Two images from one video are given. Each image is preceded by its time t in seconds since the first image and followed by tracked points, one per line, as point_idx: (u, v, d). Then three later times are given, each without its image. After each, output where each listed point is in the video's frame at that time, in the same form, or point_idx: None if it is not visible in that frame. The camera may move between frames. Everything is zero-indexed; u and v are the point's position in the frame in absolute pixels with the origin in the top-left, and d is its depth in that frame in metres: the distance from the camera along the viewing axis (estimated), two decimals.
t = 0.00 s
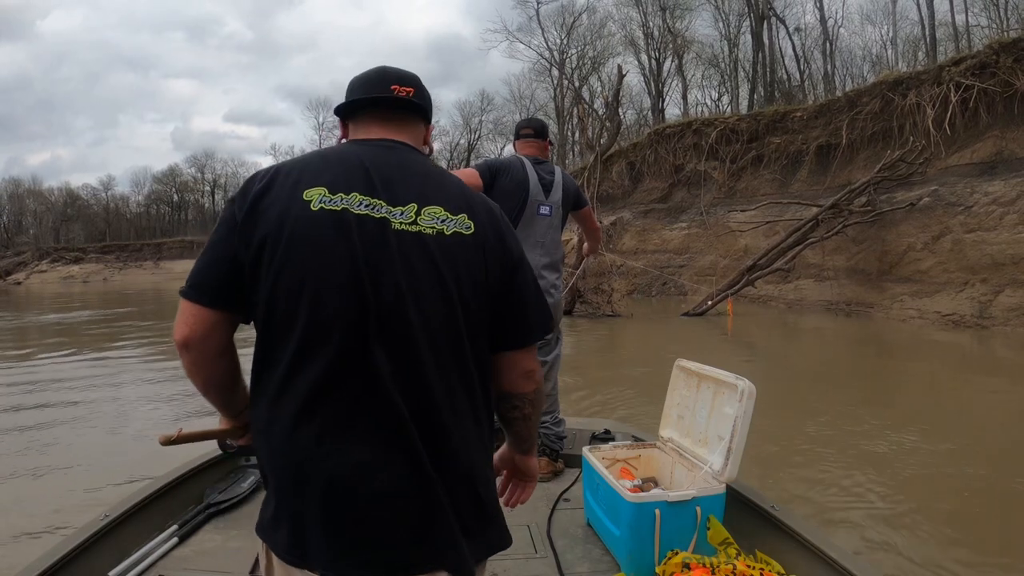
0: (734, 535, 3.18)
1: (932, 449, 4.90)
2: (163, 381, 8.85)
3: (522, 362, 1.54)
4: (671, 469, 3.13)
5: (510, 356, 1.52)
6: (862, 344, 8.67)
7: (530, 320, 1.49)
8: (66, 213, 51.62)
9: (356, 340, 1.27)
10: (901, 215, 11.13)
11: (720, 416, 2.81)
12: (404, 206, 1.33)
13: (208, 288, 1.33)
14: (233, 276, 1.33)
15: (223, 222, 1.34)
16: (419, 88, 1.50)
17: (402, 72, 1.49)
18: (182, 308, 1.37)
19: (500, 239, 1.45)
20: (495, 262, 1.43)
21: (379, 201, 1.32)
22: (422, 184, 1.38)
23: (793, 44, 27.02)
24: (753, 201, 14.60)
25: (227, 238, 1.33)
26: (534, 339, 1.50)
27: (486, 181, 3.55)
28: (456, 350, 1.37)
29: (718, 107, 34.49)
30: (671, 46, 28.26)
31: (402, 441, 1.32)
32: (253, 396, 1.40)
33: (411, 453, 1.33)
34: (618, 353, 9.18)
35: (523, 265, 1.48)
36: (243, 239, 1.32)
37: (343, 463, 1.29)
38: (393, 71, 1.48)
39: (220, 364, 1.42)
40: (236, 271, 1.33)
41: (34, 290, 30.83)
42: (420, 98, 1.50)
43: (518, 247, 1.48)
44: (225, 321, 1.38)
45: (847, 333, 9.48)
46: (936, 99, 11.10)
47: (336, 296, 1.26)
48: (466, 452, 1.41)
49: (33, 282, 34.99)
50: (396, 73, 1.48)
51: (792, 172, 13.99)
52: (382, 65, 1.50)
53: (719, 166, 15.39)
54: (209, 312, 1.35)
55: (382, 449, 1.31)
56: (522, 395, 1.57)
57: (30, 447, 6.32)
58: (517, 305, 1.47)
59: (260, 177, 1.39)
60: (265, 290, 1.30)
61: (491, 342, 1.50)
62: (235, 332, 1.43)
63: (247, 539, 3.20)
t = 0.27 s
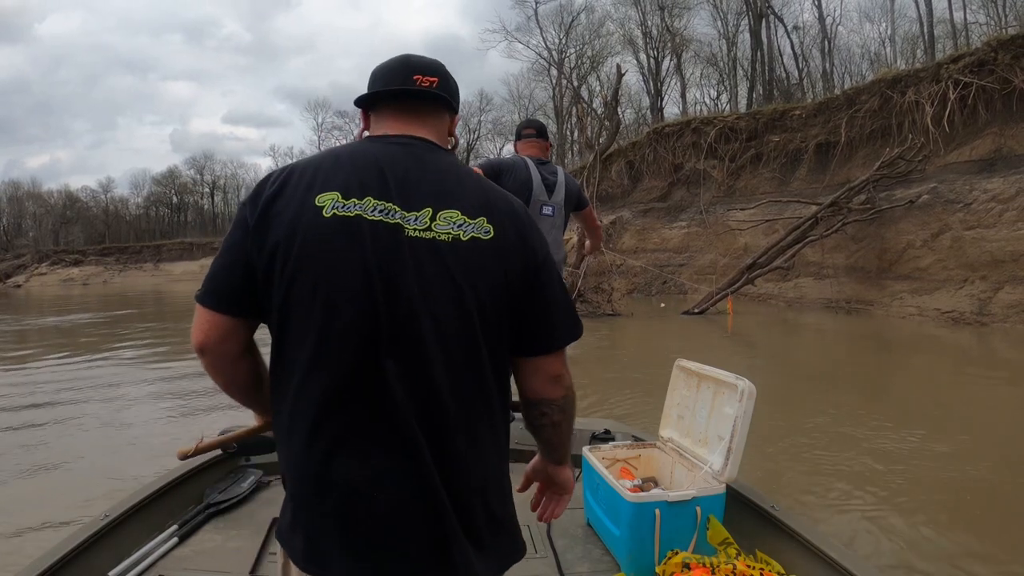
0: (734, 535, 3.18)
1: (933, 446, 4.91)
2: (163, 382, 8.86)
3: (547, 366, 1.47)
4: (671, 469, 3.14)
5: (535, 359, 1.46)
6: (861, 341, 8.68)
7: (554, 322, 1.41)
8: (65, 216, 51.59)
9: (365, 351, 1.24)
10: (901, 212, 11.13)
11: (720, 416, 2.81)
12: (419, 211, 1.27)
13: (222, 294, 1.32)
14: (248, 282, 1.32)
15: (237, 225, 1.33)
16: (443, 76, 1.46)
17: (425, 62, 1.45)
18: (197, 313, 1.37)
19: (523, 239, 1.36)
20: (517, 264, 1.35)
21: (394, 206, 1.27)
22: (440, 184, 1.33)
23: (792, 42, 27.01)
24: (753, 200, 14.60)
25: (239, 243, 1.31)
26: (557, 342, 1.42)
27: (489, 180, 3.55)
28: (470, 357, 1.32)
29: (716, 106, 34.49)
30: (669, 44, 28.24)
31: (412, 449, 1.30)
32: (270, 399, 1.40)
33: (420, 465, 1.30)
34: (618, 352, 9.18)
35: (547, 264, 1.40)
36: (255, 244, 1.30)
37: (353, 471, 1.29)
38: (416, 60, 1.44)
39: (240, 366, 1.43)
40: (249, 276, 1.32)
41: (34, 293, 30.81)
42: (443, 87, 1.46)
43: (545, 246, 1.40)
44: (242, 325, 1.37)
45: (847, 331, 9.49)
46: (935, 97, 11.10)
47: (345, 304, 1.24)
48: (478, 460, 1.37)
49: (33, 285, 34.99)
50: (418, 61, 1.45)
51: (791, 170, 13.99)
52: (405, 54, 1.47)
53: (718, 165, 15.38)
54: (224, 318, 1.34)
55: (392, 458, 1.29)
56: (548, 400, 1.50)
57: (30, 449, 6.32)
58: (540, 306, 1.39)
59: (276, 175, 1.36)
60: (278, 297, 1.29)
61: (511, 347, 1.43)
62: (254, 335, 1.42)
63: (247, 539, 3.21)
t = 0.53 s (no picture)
0: (734, 535, 3.19)
1: (932, 445, 4.92)
2: (162, 382, 8.85)
3: (565, 371, 1.42)
4: (671, 469, 3.14)
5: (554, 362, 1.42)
6: (861, 341, 8.68)
7: (570, 323, 1.37)
8: (64, 215, 51.49)
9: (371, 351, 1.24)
10: (900, 212, 11.12)
11: (720, 416, 2.81)
12: (429, 212, 1.27)
13: (233, 293, 1.34)
14: (258, 281, 1.33)
15: (248, 223, 1.34)
16: (456, 71, 1.44)
17: (437, 59, 1.44)
18: (209, 309, 1.38)
19: (539, 237, 1.33)
20: (531, 263, 1.32)
21: (405, 206, 1.27)
22: (452, 183, 1.31)
23: (791, 42, 27.01)
24: (752, 199, 14.60)
25: (249, 242, 1.32)
26: (574, 343, 1.38)
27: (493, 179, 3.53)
28: (479, 358, 1.29)
29: (716, 105, 34.48)
30: (669, 44, 28.20)
31: (418, 451, 1.29)
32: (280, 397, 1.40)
33: (426, 467, 1.30)
34: (617, 351, 9.18)
35: (563, 262, 1.36)
36: (265, 243, 1.31)
37: (357, 471, 1.29)
38: (428, 57, 1.44)
39: (251, 362, 1.45)
40: (260, 275, 1.33)
41: (33, 293, 30.77)
42: (457, 80, 1.44)
43: (562, 245, 1.36)
44: (252, 322, 1.39)
45: (847, 330, 9.49)
46: (934, 96, 11.10)
47: (353, 304, 1.24)
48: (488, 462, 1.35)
49: (32, 285, 34.94)
50: (431, 57, 1.44)
51: (791, 169, 13.99)
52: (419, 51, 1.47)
53: (718, 165, 15.37)
54: (234, 315, 1.36)
55: (398, 459, 1.29)
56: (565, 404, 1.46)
57: (29, 450, 6.32)
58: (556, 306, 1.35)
59: (288, 173, 1.37)
60: (286, 297, 1.30)
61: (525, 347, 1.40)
62: (265, 332, 1.44)
63: (247, 539, 3.21)
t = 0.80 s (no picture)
0: (734, 535, 3.19)
1: (931, 445, 4.93)
2: (161, 381, 8.85)
3: (577, 380, 1.35)
4: (671, 469, 3.14)
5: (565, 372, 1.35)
6: (860, 341, 8.69)
7: (581, 328, 1.29)
8: (63, 214, 51.40)
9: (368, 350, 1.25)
10: (900, 212, 11.13)
11: (720, 416, 2.81)
12: (436, 211, 1.25)
13: (245, 284, 1.37)
14: (267, 273, 1.36)
15: (261, 215, 1.36)
16: (480, 72, 1.44)
17: (459, 62, 1.44)
18: (222, 298, 1.42)
19: (550, 240, 1.26)
20: (539, 267, 1.25)
21: (410, 205, 1.26)
22: (458, 182, 1.28)
23: (791, 42, 27.00)
24: (752, 199, 14.60)
25: (258, 236, 1.34)
26: (587, 355, 1.31)
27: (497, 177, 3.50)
28: (478, 359, 1.26)
29: (715, 105, 34.50)
30: (669, 44, 28.19)
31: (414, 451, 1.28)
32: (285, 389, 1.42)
33: (420, 470, 1.29)
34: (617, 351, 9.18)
35: (577, 262, 1.28)
36: (274, 235, 1.32)
37: (353, 468, 1.29)
38: (452, 60, 1.45)
39: (258, 350, 1.46)
40: (268, 270, 1.35)
41: (32, 292, 30.74)
42: (480, 83, 1.43)
43: (577, 250, 1.29)
44: (260, 312, 1.41)
45: (846, 330, 9.50)
46: (933, 97, 11.09)
47: (353, 301, 1.25)
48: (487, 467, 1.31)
49: (31, 284, 34.91)
50: (455, 59, 1.45)
51: (791, 169, 14.00)
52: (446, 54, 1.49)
53: (717, 164, 15.36)
54: (244, 304, 1.39)
55: (393, 459, 1.28)
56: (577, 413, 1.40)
57: (28, 450, 6.32)
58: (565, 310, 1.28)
59: (303, 167, 1.39)
60: (290, 292, 1.31)
61: (532, 354, 1.35)
62: (275, 322, 1.45)
63: (248, 539, 3.21)
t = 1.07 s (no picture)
0: (734, 534, 3.19)
1: (930, 444, 4.95)
2: (159, 382, 8.84)
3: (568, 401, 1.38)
4: (671, 469, 3.14)
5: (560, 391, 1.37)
6: (858, 340, 8.70)
7: (576, 350, 1.32)
8: (61, 214, 51.28)
9: (362, 346, 1.25)
10: (897, 212, 11.15)
11: (720, 416, 2.81)
12: (443, 216, 1.25)
13: (253, 268, 1.38)
14: (272, 259, 1.36)
15: (271, 200, 1.37)
16: (501, 82, 1.41)
17: (480, 68, 1.42)
18: (229, 277, 1.43)
19: (553, 259, 1.27)
20: (538, 284, 1.26)
21: (417, 205, 1.26)
22: (465, 188, 1.28)
23: (789, 41, 27.01)
24: (750, 199, 14.61)
25: (267, 217, 1.35)
26: (582, 375, 1.34)
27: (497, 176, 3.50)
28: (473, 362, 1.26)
29: (714, 105, 34.53)
30: (667, 43, 28.19)
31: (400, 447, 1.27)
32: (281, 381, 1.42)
33: (403, 472, 1.28)
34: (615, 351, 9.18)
35: (576, 284, 1.30)
36: (281, 222, 1.33)
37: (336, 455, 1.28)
38: (472, 67, 1.42)
39: (258, 330, 1.47)
40: (273, 250, 1.36)
41: (29, 292, 30.68)
42: (500, 93, 1.41)
43: (578, 271, 1.31)
44: (263, 293, 1.41)
45: (844, 330, 9.51)
46: (931, 97, 11.10)
47: (350, 295, 1.25)
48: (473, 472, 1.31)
49: (29, 284, 34.85)
50: (476, 64, 1.42)
51: (789, 169, 14.01)
52: (468, 51, 1.45)
53: (715, 164, 15.37)
54: (250, 283, 1.40)
55: (380, 455, 1.27)
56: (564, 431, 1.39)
57: (27, 451, 6.31)
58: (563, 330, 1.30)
59: (318, 158, 1.40)
60: (291, 282, 1.31)
61: (529, 368, 1.35)
62: (279, 305, 1.46)
63: (247, 539, 3.21)
